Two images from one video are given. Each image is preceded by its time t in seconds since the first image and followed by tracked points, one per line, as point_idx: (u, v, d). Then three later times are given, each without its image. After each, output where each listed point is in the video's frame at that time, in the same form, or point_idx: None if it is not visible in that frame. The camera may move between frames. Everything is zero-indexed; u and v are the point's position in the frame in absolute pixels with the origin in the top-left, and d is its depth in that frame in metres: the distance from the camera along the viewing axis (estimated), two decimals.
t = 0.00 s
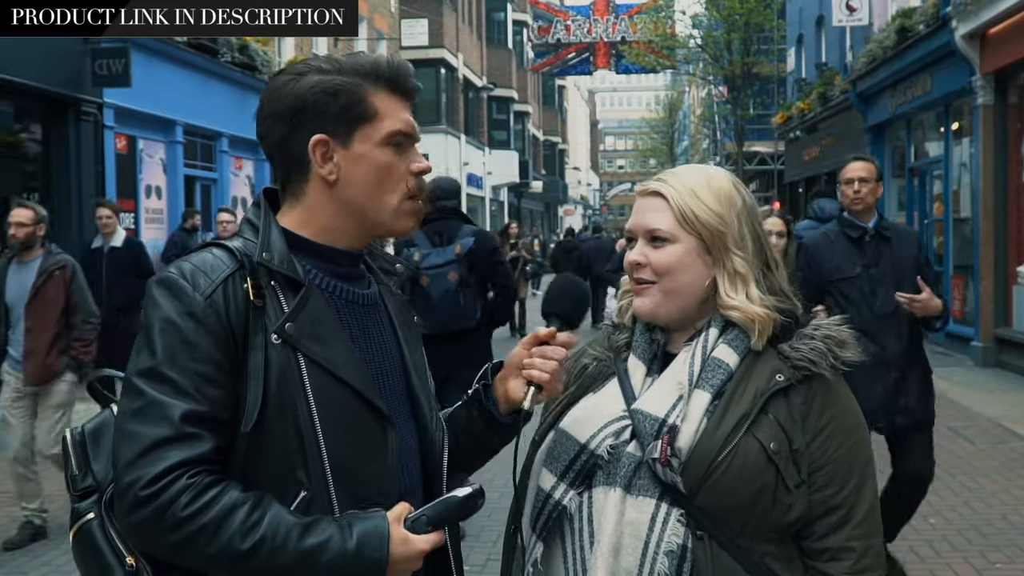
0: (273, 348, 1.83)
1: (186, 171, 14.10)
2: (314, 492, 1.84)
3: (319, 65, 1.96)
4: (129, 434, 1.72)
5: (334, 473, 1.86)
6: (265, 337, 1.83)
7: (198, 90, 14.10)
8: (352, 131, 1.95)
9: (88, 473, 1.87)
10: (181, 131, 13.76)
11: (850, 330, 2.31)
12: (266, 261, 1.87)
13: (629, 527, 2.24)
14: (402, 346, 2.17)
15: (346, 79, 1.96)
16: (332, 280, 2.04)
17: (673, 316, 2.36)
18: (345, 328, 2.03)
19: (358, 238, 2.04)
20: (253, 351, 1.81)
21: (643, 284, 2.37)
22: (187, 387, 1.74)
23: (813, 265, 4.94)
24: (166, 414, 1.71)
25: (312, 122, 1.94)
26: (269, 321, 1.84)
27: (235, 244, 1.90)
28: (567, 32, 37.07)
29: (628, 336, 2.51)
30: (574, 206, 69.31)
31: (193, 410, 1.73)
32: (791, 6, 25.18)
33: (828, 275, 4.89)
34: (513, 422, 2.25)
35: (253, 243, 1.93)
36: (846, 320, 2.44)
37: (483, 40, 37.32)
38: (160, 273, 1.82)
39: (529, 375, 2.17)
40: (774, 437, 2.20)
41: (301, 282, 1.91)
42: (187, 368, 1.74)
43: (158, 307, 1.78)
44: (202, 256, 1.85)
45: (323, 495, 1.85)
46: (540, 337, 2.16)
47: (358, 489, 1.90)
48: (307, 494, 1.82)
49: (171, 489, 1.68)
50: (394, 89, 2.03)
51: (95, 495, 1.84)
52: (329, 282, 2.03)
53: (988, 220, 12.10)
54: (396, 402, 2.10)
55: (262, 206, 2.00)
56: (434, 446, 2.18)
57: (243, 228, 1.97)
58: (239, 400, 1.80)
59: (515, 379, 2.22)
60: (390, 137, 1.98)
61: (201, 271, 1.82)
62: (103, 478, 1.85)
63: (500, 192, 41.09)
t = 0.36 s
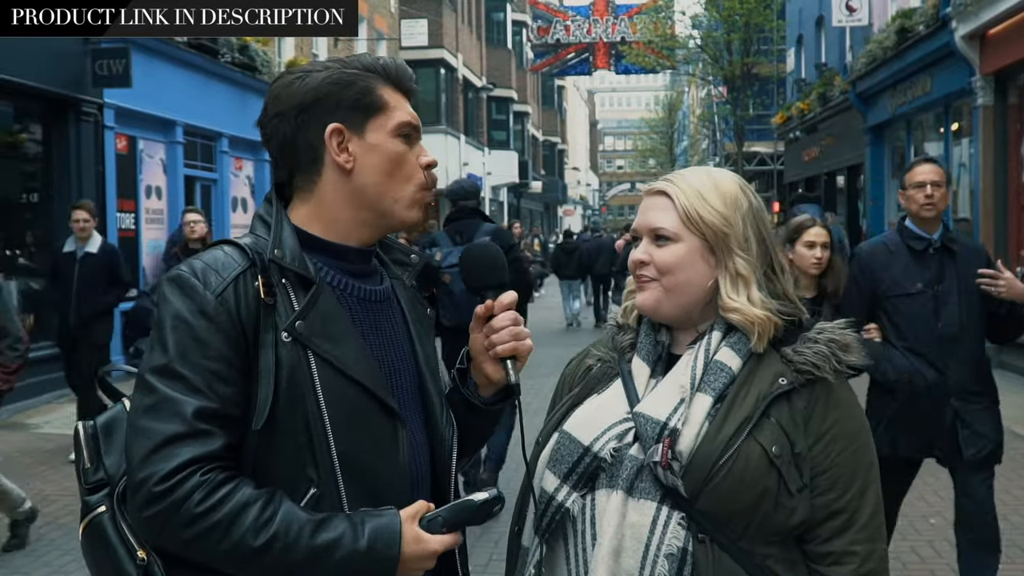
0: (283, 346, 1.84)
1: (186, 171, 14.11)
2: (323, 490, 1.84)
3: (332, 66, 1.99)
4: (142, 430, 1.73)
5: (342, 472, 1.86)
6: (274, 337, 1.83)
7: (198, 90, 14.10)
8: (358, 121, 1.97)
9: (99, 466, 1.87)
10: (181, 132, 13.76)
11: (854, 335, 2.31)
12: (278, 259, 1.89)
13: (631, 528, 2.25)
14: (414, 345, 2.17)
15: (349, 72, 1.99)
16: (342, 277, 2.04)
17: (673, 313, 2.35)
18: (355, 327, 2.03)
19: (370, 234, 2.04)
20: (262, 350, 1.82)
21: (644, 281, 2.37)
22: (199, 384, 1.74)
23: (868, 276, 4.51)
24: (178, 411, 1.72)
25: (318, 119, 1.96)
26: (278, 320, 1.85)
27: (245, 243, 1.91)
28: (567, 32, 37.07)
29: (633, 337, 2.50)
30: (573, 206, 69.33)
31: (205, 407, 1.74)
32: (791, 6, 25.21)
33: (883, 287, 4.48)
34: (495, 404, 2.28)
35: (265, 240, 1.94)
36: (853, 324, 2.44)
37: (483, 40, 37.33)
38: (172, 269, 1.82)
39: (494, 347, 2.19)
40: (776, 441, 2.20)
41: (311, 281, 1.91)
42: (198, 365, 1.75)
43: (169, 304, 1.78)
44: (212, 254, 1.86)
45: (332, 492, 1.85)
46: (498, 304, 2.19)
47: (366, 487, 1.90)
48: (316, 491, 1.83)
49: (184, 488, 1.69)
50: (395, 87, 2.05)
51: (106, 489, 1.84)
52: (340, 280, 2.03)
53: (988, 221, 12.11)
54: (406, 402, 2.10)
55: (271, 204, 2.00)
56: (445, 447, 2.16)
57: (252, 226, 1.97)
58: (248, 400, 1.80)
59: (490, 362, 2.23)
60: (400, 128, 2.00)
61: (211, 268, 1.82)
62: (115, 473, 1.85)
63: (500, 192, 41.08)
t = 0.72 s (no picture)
0: (291, 349, 1.84)
1: (185, 171, 14.11)
2: (335, 489, 1.85)
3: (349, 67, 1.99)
4: (155, 437, 1.74)
5: (353, 470, 1.87)
6: (281, 339, 1.84)
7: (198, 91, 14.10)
8: (369, 125, 1.97)
9: (114, 474, 1.87)
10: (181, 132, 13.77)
11: (861, 336, 2.31)
12: (284, 263, 1.89)
13: (638, 528, 2.26)
14: (421, 349, 2.17)
15: (366, 78, 1.99)
16: (348, 279, 2.04)
17: (680, 311, 2.35)
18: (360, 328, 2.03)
19: (374, 237, 2.04)
20: (271, 353, 1.82)
21: (650, 278, 2.37)
22: (210, 388, 1.75)
23: (937, 267, 4.27)
24: (192, 417, 1.73)
25: (331, 118, 1.96)
26: (286, 323, 1.85)
27: (252, 246, 1.91)
28: (566, 32, 37.09)
29: (638, 338, 2.50)
30: (572, 206, 69.33)
31: (217, 411, 1.74)
32: (790, 6, 25.22)
33: (955, 281, 4.22)
34: (494, 407, 2.28)
35: (270, 244, 1.94)
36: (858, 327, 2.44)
37: (482, 40, 37.35)
38: (180, 276, 1.83)
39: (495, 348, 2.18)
40: (784, 441, 2.20)
41: (318, 285, 1.91)
42: (208, 369, 1.76)
43: (177, 307, 1.79)
44: (220, 258, 1.86)
45: (344, 493, 1.86)
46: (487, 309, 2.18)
47: (376, 485, 1.91)
48: (327, 491, 1.84)
49: (201, 494, 1.70)
50: (411, 99, 2.06)
51: (122, 495, 1.84)
52: (345, 282, 2.03)
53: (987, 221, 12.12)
54: (413, 403, 2.10)
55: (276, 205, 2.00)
56: (450, 451, 2.15)
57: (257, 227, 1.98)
58: (258, 403, 1.81)
59: (491, 365, 2.24)
60: (410, 143, 2.01)
61: (219, 273, 1.83)
62: (130, 478, 1.85)
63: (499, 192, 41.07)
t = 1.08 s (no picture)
0: (295, 352, 1.84)
1: (183, 172, 14.11)
2: (334, 491, 1.85)
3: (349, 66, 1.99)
4: (158, 436, 1.74)
5: (352, 473, 1.87)
6: (286, 341, 1.84)
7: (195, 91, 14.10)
8: (373, 125, 1.97)
9: (119, 467, 1.88)
10: (179, 133, 13.78)
11: (868, 335, 2.31)
12: (291, 266, 1.88)
13: (645, 528, 2.26)
14: (424, 351, 2.16)
15: (367, 78, 1.99)
16: (353, 280, 2.03)
17: (685, 309, 2.35)
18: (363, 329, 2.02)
19: (376, 237, 2.03)
20: (275, 354, 1.82)
21: (656, 276, 2.37)
22: (214, 392, 1.75)
23: (1006, 270, 4.16)
24: (194, 418, 1.73)
25: (337, 119, 1.96)
26: (291, 325, 1.85)
27: (256, 247, 1.90)
28: (563, 33, 37.10)
29: (644, 338, 2.50)
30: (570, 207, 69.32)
31: (220, 413, 1.75)
32: (788, 7, 25.20)
33: None
34: (493, 409, 2.27)
35: (276, 245, 1.94)
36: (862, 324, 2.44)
37: (479, 41, 37.35)
38: (186, 278, 1.82)
39: (490, 352, 2.19)
40: (791, 440, 2.20)
41: (322, 286, 1.91)
42: (213, 371, 1.76)
43: (181, 308, 1.79)
44: (225, 260, 1.86)
45: (343, 494, 1.86)
46: (481, 315, 2.20)
47: (377, 487, 1.90)
48: (327, 493, 1.84)
49: (201, 495, 1.71)
50: (410, 97, 2.06)
51: (125, 490, 1.85)
52: (350, 283, 2.03)
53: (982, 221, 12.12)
54: (415, 405, 2.10)
55: (282, 206, 2.01)
56: (450, 451, 2.15)
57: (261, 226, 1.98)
58: (261, 402, 1.81)
59: (486, 369, 2.24)
60: (411, 141, 2.01)
61: (224, 275, 1.83)
62: (133, 473, 1.85)
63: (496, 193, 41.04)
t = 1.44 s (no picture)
0: (289, 351, 1.84)
1: (179, 172, 14.10)
2: (326, 495, 1.85)
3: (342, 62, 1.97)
4: (148, 438, 1.73)
5: (344, 477, 1.87)
6: (280, 341, 1.83)
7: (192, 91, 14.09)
8: (375, 122, 1.97)
9: (100, 470, 1.85)
10: (175, 133, 13.77)
11: (868, 336, 2.32)
12: (283, 264, 1.89)
13: (649, 530, 2.26)
14: (413, 350, 2.14)
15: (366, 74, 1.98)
16: (344, 279, 2.02)
17: (688, 310, 2.36)
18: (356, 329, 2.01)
19: (371, 236, 2.03)
20: (269, 353, 1.82)
21: (659, 277, 2.37)
22: (206, 392, 1.75)
23: None
24: (185, 419, 1.73)
25: (347, 117, 1.94)
26: (284, 326, 1.84)
27: (247, 244, 1.90)
28: (559, 33, 37.12)
29: (646, 339, 2.49)
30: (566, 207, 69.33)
31: (212, 414, 1.74)
32: (784, 7, 25.22)
33: None
34: (485, 408, 2.26)
35: (268, 242, 1.93)
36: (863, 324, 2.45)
37: (475, 41, 37.37)
38: (176, 274, 1.81)
39: (484, 349, 2.18)
40: (793, 442, 2.21)
41: (315, 285, 1.91)
42: (205, 372, 1.75)
43: (174, 308, 1.78)
44: (215, 256, 1.85)
45: (335, 496, 1.86)
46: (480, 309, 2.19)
47: (374, 488, 1.90)
48: (319, 496, 1.83)
49: (193, 500, 1.70)
50: (408, 94, 2.06)
51: (107, 494, 1.83)
52: (344, 282, 2.02)
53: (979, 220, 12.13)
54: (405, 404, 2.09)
55: (275, 202, 1.99)
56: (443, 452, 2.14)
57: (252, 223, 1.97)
58: (255, 403, 1.81)
59: (480, 366, 2.22)
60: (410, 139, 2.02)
61: (216, 273, 1.82)
62: (116, 476, 1.83)
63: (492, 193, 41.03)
